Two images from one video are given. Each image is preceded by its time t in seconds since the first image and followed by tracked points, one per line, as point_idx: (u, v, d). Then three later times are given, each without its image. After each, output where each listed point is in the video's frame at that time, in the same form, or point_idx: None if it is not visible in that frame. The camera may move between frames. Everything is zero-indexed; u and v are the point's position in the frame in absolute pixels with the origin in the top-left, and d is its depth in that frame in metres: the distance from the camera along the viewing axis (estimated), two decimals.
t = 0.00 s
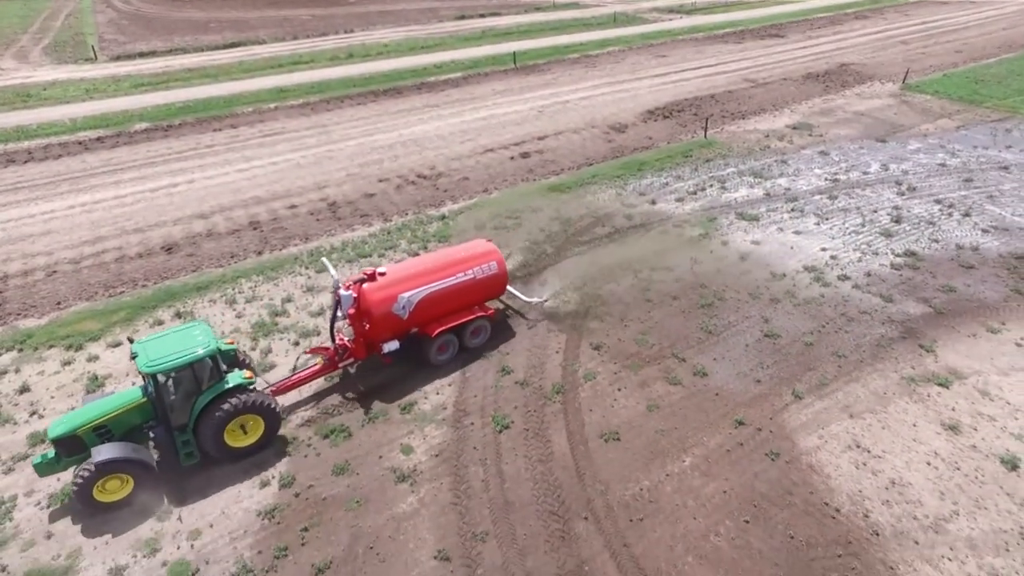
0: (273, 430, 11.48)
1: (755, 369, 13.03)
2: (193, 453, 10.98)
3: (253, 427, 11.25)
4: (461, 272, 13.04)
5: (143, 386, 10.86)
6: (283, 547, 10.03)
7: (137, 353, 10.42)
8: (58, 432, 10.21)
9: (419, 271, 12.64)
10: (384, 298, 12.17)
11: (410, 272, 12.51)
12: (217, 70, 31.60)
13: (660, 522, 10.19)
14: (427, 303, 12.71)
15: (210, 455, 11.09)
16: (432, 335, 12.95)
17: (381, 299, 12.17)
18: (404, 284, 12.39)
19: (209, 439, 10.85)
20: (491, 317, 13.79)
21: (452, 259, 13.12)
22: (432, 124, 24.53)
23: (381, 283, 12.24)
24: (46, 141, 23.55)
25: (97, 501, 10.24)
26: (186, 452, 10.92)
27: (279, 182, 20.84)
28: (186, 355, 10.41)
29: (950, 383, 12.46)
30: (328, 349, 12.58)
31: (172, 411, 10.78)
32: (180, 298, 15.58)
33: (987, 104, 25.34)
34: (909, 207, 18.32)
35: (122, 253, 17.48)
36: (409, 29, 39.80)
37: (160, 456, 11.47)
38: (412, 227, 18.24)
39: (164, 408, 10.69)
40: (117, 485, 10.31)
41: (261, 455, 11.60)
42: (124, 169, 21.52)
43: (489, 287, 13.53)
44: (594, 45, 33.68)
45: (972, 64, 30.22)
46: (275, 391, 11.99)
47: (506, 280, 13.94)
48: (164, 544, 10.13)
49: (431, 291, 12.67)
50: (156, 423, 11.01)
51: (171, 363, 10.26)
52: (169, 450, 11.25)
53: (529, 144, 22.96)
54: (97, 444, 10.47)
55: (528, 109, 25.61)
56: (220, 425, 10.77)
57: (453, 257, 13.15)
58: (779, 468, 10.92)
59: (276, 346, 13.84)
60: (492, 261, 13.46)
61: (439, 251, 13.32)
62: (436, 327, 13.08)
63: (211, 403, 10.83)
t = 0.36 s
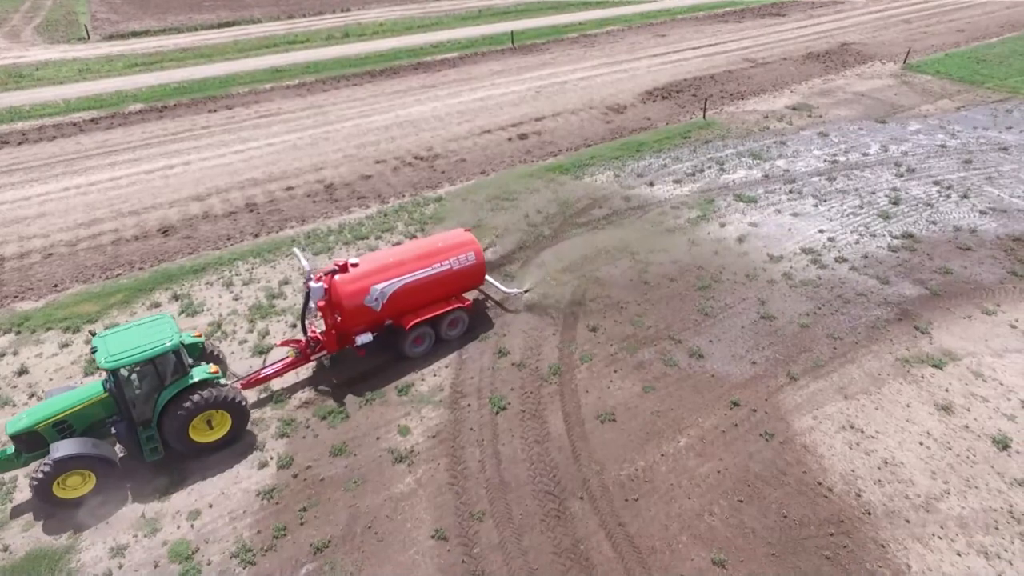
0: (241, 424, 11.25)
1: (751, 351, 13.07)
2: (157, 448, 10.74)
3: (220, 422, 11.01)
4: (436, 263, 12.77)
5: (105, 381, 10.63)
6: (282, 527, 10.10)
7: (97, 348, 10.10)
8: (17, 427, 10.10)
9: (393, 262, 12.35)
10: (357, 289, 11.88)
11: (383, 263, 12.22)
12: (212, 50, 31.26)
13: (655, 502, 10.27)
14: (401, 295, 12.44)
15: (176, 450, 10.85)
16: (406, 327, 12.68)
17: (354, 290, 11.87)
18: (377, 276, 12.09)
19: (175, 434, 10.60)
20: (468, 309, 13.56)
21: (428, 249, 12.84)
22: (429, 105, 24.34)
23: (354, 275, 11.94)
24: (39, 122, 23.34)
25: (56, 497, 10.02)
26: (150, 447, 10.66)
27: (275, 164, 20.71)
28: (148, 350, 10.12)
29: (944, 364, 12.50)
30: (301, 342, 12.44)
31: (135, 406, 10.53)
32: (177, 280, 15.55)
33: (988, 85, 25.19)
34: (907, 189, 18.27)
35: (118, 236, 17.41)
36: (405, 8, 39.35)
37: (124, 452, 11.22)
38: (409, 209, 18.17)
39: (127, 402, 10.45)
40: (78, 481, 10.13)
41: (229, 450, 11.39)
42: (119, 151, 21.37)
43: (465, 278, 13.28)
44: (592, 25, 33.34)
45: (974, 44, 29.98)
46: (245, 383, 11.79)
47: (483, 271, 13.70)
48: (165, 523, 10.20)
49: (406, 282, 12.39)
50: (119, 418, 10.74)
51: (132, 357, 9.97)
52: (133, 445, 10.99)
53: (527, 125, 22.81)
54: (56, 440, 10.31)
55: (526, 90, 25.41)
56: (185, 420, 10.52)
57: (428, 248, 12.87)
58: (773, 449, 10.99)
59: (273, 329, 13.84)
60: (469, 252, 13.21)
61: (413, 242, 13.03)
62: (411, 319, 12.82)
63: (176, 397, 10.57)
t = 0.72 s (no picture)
0: (210, 432, 11.03)
1: (751, 345, 13.07)
2: (123, 458, 10.51)
3: (188, 430, 10.79)
4: (414, 267, 12.53)
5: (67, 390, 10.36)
6: (283, 522, 10.12)
7: (58, 357, 9.81)
8: None
9: (368, 266, 12.14)
10: (330, 294, 11.70)
11: (358, 267, 12.01)
12: (210, 43, 31.12)
13: (655, 496, 10.29)
14: (377, 300, 12.22)
15: (143, 459, 10.63)
16: (382, 332, 12.47)
17: (326, 295, 11.70)
18: (351, 281, 11.89)
19: (140, 443, 10.37)
20: (447, 313, 13.29)
21: (406, 253, 12.60)
22: (428, 99, 24.25)
23: (327, 280, 11.76)
24: (37, 116, 23.25)
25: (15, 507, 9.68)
26: (116, 457, 10.43)
27: (275, 158, 20.65)
28: (111, 358, 9.84)
29: (943, 358, 12.51)
30: (273, 347, 12.24)
31: (99, 415, 10.28)
32: (177, 275, 15.53)
33: (989, 77, 25.10)
34: (907, 183, 18.23)
35: (118, 230, 17.38)
36: None
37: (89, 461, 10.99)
38: (408, 203, 18.13)
39: (91, 412, 10.19)
40: (40, 492, 9.82)
41: (199, 458, 11.16)
42: (118, 145, 21.30)
43: (444, 282, 13.01)
44: (592, 17, 33.18)
45: (976, 36, 29.86)
46: (216, 389, 11.66)
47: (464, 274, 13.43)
48: (166, 518, 10.23)
49: (381, 287, 12.17)
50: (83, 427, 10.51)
51: (93, 366, 9.69)
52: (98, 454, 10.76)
53: (526, 118, 22.74)
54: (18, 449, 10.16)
55: (526, 83, 25.32)
56: (151, 429, 10.30)
57: (407, 251, 12.63)
58: (772, 443, 11.00)
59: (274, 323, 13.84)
60: (448, 255, 12.92)
61: (392, 245, 12.80)
62: (388, 324, 12.60)
63: (141, 406, 10.35)
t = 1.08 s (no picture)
0: (178, 448, 10.67)
1: (750, 346, 13.07)
2: (86, 475, 10.15)
3: (155, 446, 10.43)
4: (391, 278, 12.28)
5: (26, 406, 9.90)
6: (283, 523, 10.12)
7: (16, 372, 9.50)
8: None
9: (343, 277, 11.90)
10: (303, 306, 11.46)
11: (332, 278, 11.76)
12: (210, 44, 31.14)
13: (655, 497, 10.29)
14: (351, 311, 11.97)
15: (107, 476, 10.25)
16: (357, 345, 12.19)
17: (298, 307, 11.44)
18: (325, 291, 11.65)
19: (104, 459, 10.01)
20: (426, 324, 13.00)
21: (382, 263, 12.35)
22: (428, 100, 24.26)
23: (299, 291, 11.51)
24: (36, 116, 23.26)
25: None
26: (78, 474, 10.08)
27: (274, 158, 20.66)
28: (71, 373, 9.50)
29: (942, 358, 12.52)
30: (245, 359, 11.89)
31: (60, 432, 9.95)
32: (176, 276, 15.54)
33: (988, 78, 25.12)
34: (906, 183, 18.24)
35: (117, 231, 17.38)
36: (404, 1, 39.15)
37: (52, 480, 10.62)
38: (408, 204, 18.13)
39: (51, 429, 9.86)
40: None
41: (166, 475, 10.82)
42: (118, 146, 21.31)
43: (422, 292, 12.73)
44: (592, 17, 33.22)
45: (975, 37, 29.90)
46: (186, 403, 11.28)
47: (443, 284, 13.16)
48: (167, 520, 10.23)
49: (355, 299, 11.90)
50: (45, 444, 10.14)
51: (53, 382, 9.36)
52: (61, 472, 10.40)
53: (526, 119, 22.75)
54: None
55: (526, 84, 25.33)
56: (115, 444, 9.93)
57: (383, 261, 12.39)
58: (772, 444, 11.01)
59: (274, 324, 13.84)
60: (426, 265, 12.66)
61: (369, 255, 12.56)
62: (364, 336, 12.33)
63: (105, 421, 9.98)
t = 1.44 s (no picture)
0: (143, 464, 10.45)
1: (751, 348, 13.07)
2: (48, 493, 9.97)
3: (119, 462, 10.23)
4: (366, 289, 12.00)
5: None
6: (284, 525, 10.12)
7: None
8: None
9: (317, 288, 11.62)
10: (274, 318, 11.19)
11: (305, 290, 11.50)
12: (208, 45, 31.14)
13: (655, 499, 10.30)
14: (325, 323, 11.69)
15: (70, 495, 10.06)
16: (331, 358, 11.92)
17: (270, 320, 11.18)
18: (297, 303, 11.38)
19: (66, 478, 9.80)
20: (403, 336, 12.72)
21: (357, 274, 12.08)
22: (427, 101, 24.26)
23: (271, 303, 11.25)
24: (35, 118, 23.25)
25: None
26: (39, 493, 9.90)
27: (274, 159, 20.67)
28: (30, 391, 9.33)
29: (943, 360, 12.52)
30: (215, 372, 11.61)
31: (21, 450, 9.73)
32: (176, 277, 15.53)
33: (987, 79, 25.14)
34: (906, 184, 18.25)
35: (117, 233, 17.38)
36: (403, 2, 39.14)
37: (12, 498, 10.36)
38: (408, 205, 18.13)
39: (11, 447, 9.64)
40: None
41: (133, 490, 10.62)
42: (117, 147, 21.31)
43: (399, 304, 12.47)
44: (591, 18, 33.24)
45: (974, 38, 29.93)
46: (155, 418, 11.10)
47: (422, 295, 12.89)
48: (167, 522, 10.23)
49: (329, 311, 11.64)
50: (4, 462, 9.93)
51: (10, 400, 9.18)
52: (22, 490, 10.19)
53: (526, 120, 22.76)
54: None
55: (525, 85, 25.34)
56: (76, 463, 9.72)
57: (359, 272, 12.11)
58: (773, 446, 11.01)
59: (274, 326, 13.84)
60: (403, 276, 12.39)
61: (345, 266, 12.30)
62: (338, 348, 12.05)
63: (67, 438, 9.77)
